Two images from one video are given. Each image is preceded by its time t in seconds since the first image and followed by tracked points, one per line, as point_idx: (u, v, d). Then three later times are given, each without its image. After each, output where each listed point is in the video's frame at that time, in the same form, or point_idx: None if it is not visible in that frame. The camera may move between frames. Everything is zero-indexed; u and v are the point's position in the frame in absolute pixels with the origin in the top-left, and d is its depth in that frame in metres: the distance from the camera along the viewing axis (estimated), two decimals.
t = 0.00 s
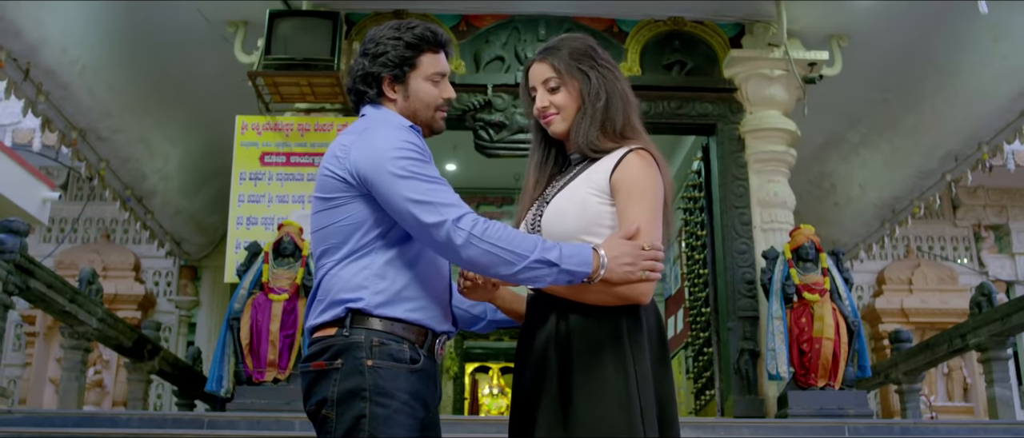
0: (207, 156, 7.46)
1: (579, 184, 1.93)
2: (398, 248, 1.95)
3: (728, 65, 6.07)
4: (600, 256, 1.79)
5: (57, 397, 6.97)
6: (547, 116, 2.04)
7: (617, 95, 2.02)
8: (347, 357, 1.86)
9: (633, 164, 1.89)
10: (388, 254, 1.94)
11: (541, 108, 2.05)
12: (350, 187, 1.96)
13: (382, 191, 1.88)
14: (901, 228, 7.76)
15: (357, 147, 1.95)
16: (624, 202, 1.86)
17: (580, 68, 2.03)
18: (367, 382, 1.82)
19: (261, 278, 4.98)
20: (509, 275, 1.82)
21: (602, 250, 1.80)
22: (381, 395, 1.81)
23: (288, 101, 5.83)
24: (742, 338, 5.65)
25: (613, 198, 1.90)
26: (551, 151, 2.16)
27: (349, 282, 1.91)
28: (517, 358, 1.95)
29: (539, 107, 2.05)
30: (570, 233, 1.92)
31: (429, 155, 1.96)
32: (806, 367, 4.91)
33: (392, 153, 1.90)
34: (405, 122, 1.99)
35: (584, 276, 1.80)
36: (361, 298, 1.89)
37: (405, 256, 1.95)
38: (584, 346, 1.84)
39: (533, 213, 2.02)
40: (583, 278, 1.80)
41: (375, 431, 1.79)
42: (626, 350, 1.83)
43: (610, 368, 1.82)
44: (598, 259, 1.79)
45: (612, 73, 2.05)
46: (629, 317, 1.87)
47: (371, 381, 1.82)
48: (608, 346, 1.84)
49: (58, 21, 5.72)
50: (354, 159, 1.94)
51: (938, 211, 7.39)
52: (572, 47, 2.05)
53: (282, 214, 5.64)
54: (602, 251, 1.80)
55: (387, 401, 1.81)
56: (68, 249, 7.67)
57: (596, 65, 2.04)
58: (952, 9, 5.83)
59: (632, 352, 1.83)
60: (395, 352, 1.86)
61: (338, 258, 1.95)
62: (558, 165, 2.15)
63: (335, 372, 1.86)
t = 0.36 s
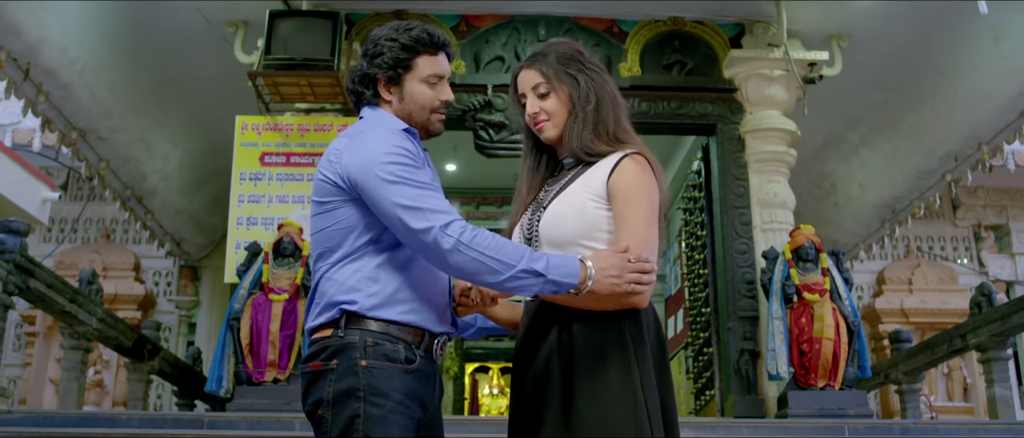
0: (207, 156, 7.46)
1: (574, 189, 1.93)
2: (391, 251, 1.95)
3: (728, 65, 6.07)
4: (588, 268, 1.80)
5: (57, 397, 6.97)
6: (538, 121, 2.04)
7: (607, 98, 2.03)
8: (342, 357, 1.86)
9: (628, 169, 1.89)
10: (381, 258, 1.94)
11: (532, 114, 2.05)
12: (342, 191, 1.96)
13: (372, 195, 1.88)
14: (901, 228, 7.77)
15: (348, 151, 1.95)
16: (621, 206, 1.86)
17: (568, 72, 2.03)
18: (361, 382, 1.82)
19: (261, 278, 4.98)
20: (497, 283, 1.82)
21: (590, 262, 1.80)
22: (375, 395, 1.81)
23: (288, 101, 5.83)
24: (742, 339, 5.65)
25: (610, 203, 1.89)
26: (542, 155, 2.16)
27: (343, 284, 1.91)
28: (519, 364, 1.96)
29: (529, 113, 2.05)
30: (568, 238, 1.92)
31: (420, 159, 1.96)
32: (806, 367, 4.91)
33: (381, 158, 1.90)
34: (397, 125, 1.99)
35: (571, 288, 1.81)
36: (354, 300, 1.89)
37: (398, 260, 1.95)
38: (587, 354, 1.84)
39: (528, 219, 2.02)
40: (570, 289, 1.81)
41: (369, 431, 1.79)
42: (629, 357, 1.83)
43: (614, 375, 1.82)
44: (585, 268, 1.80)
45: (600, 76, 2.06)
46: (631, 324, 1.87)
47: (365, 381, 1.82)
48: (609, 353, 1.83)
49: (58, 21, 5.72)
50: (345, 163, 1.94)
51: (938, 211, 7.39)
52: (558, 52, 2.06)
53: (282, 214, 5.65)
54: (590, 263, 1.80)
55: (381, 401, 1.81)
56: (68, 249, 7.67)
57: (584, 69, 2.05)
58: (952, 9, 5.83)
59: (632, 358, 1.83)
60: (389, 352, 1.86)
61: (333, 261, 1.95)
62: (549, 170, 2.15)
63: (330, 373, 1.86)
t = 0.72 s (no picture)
0: (207, 156, 7.46)
1: (580, 191, 1.94)
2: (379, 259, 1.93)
3: (728, 65, 6.07)
4: (534, 342, 1.75)
5: (57, 397, 6.97)
6: (539, 127, 2.05)
7: (607, 103, 2.04)
8: (337, 358, 1.86)
9: (636, 172, 1.90)
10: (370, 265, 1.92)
11: (533, 118, 2.05)
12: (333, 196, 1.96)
13: (352, 202, 1.88)
14: (901, 228, 7.78)
15: (336, 155, 1.95)
16: (631, 210, 1.86)
17: (569, 78, 2.04)
18: (354, 382, 1.82)
19: (261, 278, 4.98)
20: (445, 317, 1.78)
21: (538, 340, 1.75)
22: (368, 394, 1.81)
23: (288, 101, 5.83)
24: (742, 339, 5.65)
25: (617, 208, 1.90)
26: (540, 158, 2.16)
27: (337, 287, 1.92)
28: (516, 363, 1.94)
29: (531, 117, 2.05)
30: (572, 240, 1.91)
31: (406, 168, 1.93)
32: (806, 367, 4.91)
33: (360, 166, 1.89)
34: (388, 129, 1.98)
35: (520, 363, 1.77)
36: (349, 302, 1.89)
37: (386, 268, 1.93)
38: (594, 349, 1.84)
39: (530, 220, 2.02)
40: (509, 356, 1.76)
41: (362, 430, 1.79)
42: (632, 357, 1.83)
43: (619, 371, 1.82)
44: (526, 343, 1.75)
45: (600, 82, 2.06)
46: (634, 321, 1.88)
47: (358, 381, 1.82)
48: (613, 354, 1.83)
49: (58, 21, 5.72)
50: (332, 166, 1.94)
51: (938, 211, 7.40)
52: (559, 58, 2.06)
53: (282, 215, 5.64)
54: (538, 341, 1.75)
55: (374, 400, 1.81)
56: (68, 249, 7.62)
57: (584, 75, 2.05)
58: (952, 9, 5.83)
59: (636, 360, 1.84)
60: (382, 351, 1.85)
61: (330, 263, 1.96)
62: (547, 173, 2.16)
63: (326, 374, 1.87)
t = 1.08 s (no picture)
0: (207, 157, 7.45)
1: (594, 195, 1.94)
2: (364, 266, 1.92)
3: (728, 65, 6.08)
4: (361, 415, 1.68)
5: (57, 397, 6.97)
6: (546, 129, 2.05)
7: (612, 108, 2.05)
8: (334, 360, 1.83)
9: (649, 178, 1.92)
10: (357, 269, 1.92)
11: (540, 121, 2.05)
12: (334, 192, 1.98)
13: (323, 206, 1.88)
14: (901, 228, 7.78)
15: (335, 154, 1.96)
16: (648, 216, 1.88)
17: (576, 81, 2.05)
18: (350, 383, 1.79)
19: (261, 278, 4.98)
20: (327, 350, 1.74)
21: (363, 417, 1.68)
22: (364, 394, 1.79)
23: (288, 101, 5.83)
24: (742, 339, 5.65)
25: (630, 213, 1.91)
26: (541, 159, 2.16)
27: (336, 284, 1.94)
28: (529, 367, 1.93)
29: (539, 119, 2.05)
30: (584, 242, 1.92)
31: (382, 182, 1.88)
32: (806, 367, 4.91)
33: (336, 172, 1.87)
34: (382, 135, 1.98)
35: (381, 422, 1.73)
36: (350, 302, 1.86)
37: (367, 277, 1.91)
38: (609, 351, 1.85)
39: (538, 220, 2.02)
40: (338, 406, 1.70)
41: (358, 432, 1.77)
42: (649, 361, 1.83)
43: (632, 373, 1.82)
44: (348, 411, 1.68)
45: (603, 87, 2.08)
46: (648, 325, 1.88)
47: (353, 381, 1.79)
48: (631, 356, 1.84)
49: (58, 21, 5.72)
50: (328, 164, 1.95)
51: (938, 210, 7.45)
52: (565, 61, 2.07)
53: (282, 215, 5.65)
54: (361, 417, 1.68)
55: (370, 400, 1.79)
56: (68, 249, 7.70)
57: (589, 79, 2.07)
58: (952, 9, 5.83)
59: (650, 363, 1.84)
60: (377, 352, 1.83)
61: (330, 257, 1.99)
62: (547, 174, 2.15)
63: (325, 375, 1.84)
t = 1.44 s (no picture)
0: (207, 157, 7.43)
1: (603, 196, 1.96)
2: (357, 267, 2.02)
3: (728, 65, 6.08)
4: (324, 400, 1.77)
5: (57, 397, 6.98)
6: (553, 130, 2.06)
7: (618, 112, 2.08)
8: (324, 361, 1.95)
9: (658, 181, 1.94)
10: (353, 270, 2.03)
11: (548, 122, 2.07)
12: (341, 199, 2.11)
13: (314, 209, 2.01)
14: (901, 228, 7.79)
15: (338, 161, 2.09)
16: (657, 218, 1.90)
17: (584, 84, 2.07)
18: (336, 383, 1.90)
19: (261, 278, 4.98)
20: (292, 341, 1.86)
21: (326, 402, 1.77)
22: (349, 394, 1.89)
23: (288, 101, 5.82)
24: (742, 339, 5.65)
25: (638, 215, 1.93)
26: (546, 159, 2.16)
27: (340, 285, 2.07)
28: (534, 367, 1.93)
29: (547, 120, 2.06)
30: (594, 242, 1.93)
31: (364, 187, 1.98)
32: (806, 367, 4.91)
33: (324, 175, 2.01)
34: (385, 142, 2.10)
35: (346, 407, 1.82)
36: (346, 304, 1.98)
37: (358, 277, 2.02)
38: (617, 350, 1.86)
39: (546, 220, 2.02)
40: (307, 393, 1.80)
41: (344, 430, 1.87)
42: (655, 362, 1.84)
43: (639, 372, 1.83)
44: (318, 396, 1.77)
45: (609, 90, 2.10)
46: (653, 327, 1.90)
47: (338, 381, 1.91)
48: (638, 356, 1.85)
49: (58, 21, 5.72)
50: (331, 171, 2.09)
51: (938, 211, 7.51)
52: (574, 63, 2.09)
53: (282, 215, 5.65)
54: (325, 402, 1.77)
55: (355, 400, 1.88)
56: (68, 249, 7.71)
57: (596, 82, 2.09)
58: (952, 9, 5.82)
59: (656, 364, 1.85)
60: (362, 354, 1.92)
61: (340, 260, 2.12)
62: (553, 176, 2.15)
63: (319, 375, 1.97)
